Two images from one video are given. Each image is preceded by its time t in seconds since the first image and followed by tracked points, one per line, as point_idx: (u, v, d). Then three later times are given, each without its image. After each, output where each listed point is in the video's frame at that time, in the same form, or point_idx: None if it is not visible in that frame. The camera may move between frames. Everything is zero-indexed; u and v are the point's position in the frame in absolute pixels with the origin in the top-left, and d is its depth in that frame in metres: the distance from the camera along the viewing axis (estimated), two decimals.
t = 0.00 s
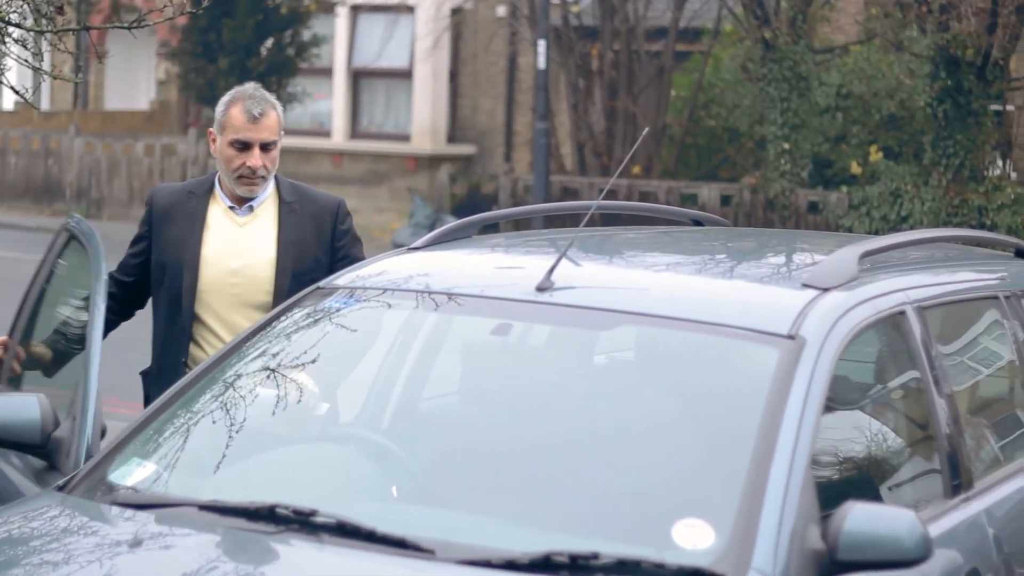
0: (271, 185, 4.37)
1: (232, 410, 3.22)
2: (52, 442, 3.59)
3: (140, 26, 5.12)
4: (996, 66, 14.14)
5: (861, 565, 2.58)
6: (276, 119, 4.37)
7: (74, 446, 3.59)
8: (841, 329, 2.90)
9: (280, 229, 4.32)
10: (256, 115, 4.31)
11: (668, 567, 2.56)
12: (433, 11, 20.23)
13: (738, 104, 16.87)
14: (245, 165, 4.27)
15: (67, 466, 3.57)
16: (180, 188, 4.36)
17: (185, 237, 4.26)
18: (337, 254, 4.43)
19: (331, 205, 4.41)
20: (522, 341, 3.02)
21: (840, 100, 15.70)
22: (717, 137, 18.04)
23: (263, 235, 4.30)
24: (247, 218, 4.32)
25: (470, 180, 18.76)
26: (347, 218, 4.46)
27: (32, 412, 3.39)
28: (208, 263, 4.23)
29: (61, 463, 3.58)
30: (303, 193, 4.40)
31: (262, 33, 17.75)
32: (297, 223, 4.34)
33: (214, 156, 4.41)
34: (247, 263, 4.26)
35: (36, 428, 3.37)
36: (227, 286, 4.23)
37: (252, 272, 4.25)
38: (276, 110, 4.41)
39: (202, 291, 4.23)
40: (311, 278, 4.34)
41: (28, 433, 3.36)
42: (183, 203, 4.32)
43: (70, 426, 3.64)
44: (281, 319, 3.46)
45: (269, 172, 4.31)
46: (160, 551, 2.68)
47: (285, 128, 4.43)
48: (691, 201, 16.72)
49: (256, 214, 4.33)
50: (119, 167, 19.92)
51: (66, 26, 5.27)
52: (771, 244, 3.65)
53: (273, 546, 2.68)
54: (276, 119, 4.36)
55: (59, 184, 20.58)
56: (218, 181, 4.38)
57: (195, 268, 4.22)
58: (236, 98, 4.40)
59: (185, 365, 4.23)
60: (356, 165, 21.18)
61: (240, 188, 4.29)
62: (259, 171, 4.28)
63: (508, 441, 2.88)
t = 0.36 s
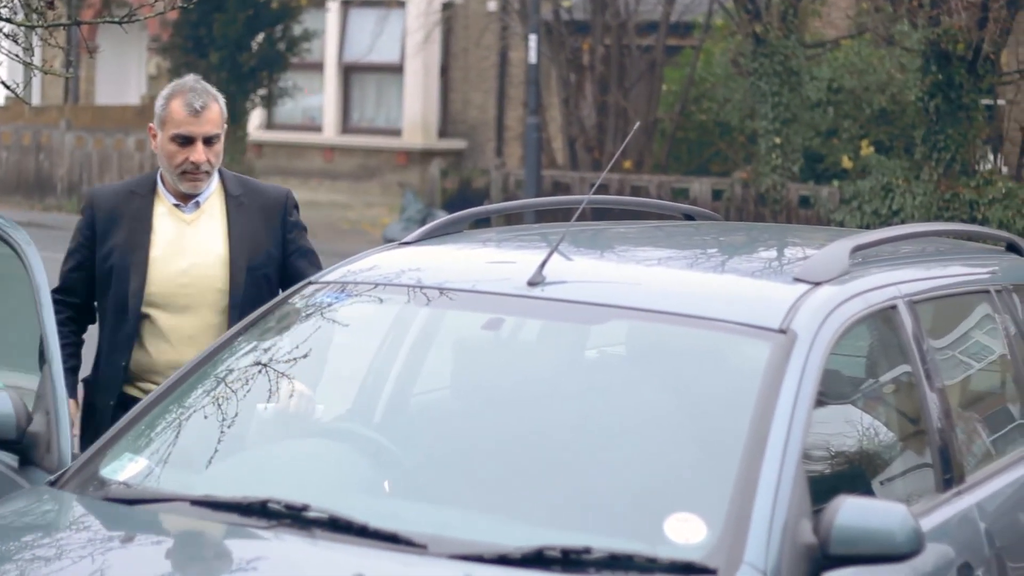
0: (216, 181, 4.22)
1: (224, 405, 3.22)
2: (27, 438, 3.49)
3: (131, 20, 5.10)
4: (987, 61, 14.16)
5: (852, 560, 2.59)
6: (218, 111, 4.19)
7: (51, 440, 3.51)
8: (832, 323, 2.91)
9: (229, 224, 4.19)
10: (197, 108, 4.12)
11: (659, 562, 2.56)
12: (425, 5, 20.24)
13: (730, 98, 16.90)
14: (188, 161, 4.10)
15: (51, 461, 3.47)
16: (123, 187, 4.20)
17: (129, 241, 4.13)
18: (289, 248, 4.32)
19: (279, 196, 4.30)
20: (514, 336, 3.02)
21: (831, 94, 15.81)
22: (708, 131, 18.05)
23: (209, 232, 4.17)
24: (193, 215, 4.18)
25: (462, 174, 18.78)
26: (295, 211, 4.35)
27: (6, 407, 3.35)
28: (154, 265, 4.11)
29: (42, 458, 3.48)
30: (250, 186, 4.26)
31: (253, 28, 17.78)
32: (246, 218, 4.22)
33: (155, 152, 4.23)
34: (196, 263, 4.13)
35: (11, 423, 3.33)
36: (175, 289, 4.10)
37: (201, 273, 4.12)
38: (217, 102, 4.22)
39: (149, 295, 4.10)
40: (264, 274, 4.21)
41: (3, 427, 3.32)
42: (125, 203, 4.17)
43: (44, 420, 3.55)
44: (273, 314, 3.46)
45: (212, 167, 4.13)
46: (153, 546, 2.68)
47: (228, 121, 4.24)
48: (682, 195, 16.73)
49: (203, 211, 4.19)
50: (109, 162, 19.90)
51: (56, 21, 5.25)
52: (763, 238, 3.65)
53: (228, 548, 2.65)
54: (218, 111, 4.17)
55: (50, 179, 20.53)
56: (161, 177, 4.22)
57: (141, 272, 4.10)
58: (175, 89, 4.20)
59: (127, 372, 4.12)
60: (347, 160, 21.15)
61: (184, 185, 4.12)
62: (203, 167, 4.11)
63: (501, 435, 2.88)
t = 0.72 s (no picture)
0: (199, 169, 4.19)
1: (221, 404, 3.22)
2: (15, 436, 3.46)
3: (128, 19, 5.08)
4: (984, 60, 14.19)
5: (849, 560, 2.59)
6: (202, 98, 4.14)
7: (41, 439, 3.48)
8: (829, 321, 2.91)
9: (219, 211, 4.16)
10: (182, 96, 4.08)
11: (657, 562, 2.56)
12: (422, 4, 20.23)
13: (727, 98, 16.90)
14: (173, 149, 4.05)
15: (41, 459, 3.44)
16: (106, 179, 4.09)
17: (133, 231, 4.04)
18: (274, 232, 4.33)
19: (259, 178, 4.29)
20: (512, 336, 3.02)
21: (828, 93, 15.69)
22: (705, 130, 18.04)
23: (201, 218, 4.14)
24: (184, 202, 4.14)
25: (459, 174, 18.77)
26: (275, 193, 4.36)
27: None
28: (162, 256, 4.05)
29: (31, 456, 3.45)
30: (229, 170, 4.25)
31: (251, 28, 17.79)
32: (235, 207, 4.20)
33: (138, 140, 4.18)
34: (196, 253, 4.09)
35: None
36: (174, 283, 4.07)
37: (204, 263, 4.10)
38: (199, 88, 4.17)
39: (159, 288, 4.05)
40: (258, 259, 4.22)
41: None
42: (115, 194, 4.06)
43: (32, 417, 3.52)
44: (270, 313, 3.46)
45: (197, 155, 4.09)
46: (149, 546, 2.67)
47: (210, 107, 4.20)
48: (679, 195, 16.72)
49: (191, 199, 4.15)
50: (106, 161, 19.89)
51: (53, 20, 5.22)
52: (760, 237, 3.65)
53: (211, 554, 2.63)
54: (201, 98, 4.13)
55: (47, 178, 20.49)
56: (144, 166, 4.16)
57: (150, 265, 4.02)
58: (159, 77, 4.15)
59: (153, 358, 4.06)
60: (344, 159, 21.15)
61: (168, 173, 4.07)
62: (188, 156, 4.07)
63: (499, 435, 2.88)
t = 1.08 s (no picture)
0: (215, 192, 4.19)
1: (220, 403, 3.22)
2: (15, 435, 3.46)
3: (127, 19, 5.07)
4: (983, 59, 14.16)
5: (849, 558, 2.59)
6: (215, 119, 4.15)
7: (40, 438, 3.48)
8: (828, 321, 2.91)
9: (237, 235, 4.16)
10: (196, 116, 4.09)
11: (656, 560, 2.56)
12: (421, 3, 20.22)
13: (726, 97, 16.89)
14: (189, 170, 4.05)
15: (40, 458, 3.45)
16: (125, 201, 4.06)
17: (154, 252, 4.01)
18: (288, 259, 4.34)
19: (276, 206, 4.30)
20: (510, 336, 3.02)
21: (827, 92, 15.92)
22: (704, 130, 18.04)
23: (219, 241, 4.14)
24: (201, 223, 4.13)
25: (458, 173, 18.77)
26: (290, 222, 4.37)
27: None
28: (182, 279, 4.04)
29: (31, 455, 3.45)
30: (247, 196, 4.26)
31: (249, 27, 17.82)
32: (253, 231, 4.20)
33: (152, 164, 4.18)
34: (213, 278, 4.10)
35: None
36: (190, 306, 4.06)
37: (222, 288, 4.11)
38: (212, 110, 4.18)
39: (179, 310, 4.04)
40: (272, 284, 4.23)
41: None
42: (133, 214, 4.04)
43: (32, 417, 3.52)
44: (270, 311, 3.46)
45: (213, 176, 4.09)
46: (149, 544, 2.67)
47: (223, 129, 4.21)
48: (678, 193, 16.71)
49: (209, 220, 4.15)
50: (105, 160, 19.87)
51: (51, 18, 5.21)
52: (759, 236, 3.65)
53: (211, 552, 2.63)
54: (215, 119, 4.14)
55: (46, 177, 20.45)
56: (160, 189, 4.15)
57: (171, 283, 4.02)
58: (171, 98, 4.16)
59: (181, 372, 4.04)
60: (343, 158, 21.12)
61: (184, 196, 4.07)
62: (204, 177, 4.07)
63: (498, 435, 2.88)
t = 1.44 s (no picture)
0: (247, 249, 4.21)
1: (214, 399, 3.22)
2: (14, 431, 3.46)
3: (121, 15, 5.07)
4: (978, 57, 14.18)
5: (842, 555, 2.60)
6: (240, 171, 4.11)
7: (38, 434, 3.49)
8: (822, 317, 2.92)
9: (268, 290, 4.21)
10: (217, 169, 4.05)
11: (650, 556, 2.56)
12: None
13: (721, 94, 16.90)
14: (215, 227, 4.03)
15: (38, 454, 3.46)
16: (151, 259, 4.14)
17: (176, 309, 4.10)
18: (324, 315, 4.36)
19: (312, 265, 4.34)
20: (504, 332, 3.02)
21: (822, 90, 15.87)
22: (699, 127, 18.07)
23: (249, 295, 4.19)
24: (231, 280, 4.17)
25: (453, 169, 18.79)
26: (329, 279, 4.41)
27: None
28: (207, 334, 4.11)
29: (29, 451, 3.45)
30: (283, 255, 4.30)
31: (244, 23, 17.82)
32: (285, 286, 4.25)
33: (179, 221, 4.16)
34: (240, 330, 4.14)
35: None
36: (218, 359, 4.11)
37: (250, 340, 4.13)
38: (237, 162, 4.14)
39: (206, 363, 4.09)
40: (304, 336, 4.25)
41: None
42: (160, 271, 4.12)
43: (32, 413, 3.52)
44: (264, 308, 3.46)
45: (240, 231, 4.07)
46: (142, 540, 2.68)
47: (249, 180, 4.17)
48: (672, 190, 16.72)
49: (240, 276, 4.19)
50: (100, 156, 19.86)
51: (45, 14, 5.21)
52: (753, 233, 3.66)
53: (204, 549, 2.62)
54: (239, 171, 4.09)
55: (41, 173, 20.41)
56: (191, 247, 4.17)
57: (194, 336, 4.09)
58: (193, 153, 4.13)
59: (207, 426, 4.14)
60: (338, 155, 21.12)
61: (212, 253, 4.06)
62: (230, 232, 4.05)
63: (492, 431, 2.88)
